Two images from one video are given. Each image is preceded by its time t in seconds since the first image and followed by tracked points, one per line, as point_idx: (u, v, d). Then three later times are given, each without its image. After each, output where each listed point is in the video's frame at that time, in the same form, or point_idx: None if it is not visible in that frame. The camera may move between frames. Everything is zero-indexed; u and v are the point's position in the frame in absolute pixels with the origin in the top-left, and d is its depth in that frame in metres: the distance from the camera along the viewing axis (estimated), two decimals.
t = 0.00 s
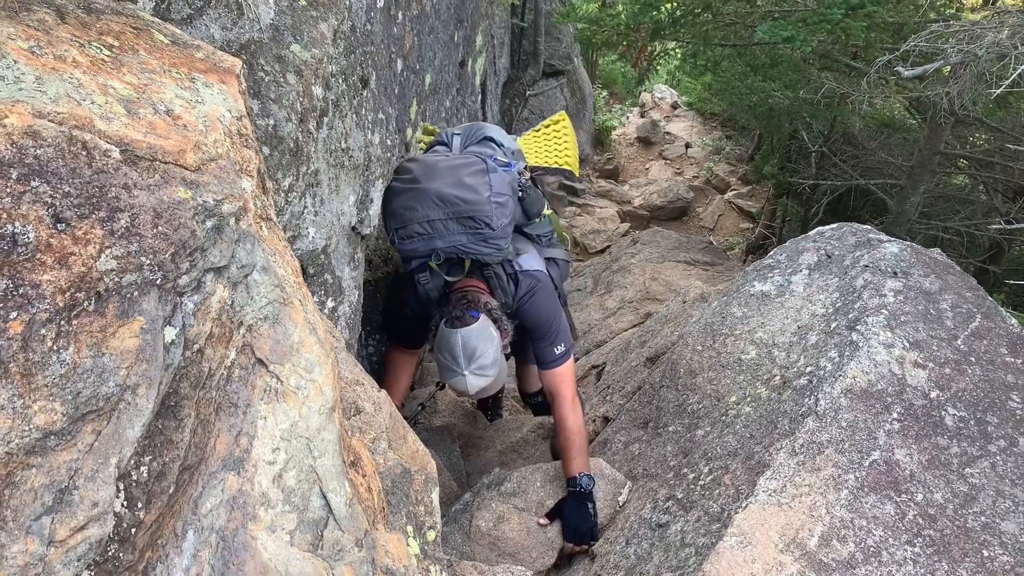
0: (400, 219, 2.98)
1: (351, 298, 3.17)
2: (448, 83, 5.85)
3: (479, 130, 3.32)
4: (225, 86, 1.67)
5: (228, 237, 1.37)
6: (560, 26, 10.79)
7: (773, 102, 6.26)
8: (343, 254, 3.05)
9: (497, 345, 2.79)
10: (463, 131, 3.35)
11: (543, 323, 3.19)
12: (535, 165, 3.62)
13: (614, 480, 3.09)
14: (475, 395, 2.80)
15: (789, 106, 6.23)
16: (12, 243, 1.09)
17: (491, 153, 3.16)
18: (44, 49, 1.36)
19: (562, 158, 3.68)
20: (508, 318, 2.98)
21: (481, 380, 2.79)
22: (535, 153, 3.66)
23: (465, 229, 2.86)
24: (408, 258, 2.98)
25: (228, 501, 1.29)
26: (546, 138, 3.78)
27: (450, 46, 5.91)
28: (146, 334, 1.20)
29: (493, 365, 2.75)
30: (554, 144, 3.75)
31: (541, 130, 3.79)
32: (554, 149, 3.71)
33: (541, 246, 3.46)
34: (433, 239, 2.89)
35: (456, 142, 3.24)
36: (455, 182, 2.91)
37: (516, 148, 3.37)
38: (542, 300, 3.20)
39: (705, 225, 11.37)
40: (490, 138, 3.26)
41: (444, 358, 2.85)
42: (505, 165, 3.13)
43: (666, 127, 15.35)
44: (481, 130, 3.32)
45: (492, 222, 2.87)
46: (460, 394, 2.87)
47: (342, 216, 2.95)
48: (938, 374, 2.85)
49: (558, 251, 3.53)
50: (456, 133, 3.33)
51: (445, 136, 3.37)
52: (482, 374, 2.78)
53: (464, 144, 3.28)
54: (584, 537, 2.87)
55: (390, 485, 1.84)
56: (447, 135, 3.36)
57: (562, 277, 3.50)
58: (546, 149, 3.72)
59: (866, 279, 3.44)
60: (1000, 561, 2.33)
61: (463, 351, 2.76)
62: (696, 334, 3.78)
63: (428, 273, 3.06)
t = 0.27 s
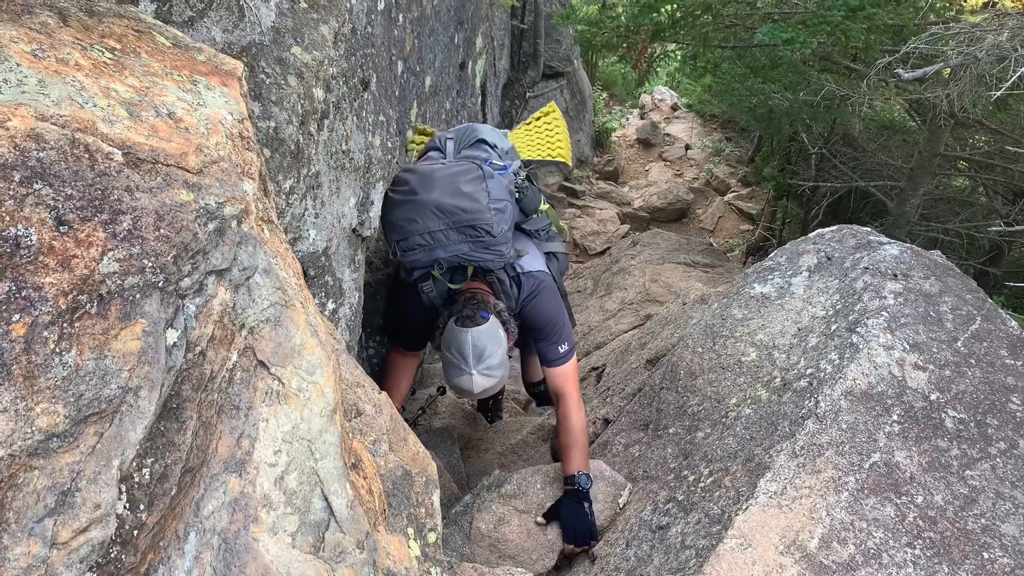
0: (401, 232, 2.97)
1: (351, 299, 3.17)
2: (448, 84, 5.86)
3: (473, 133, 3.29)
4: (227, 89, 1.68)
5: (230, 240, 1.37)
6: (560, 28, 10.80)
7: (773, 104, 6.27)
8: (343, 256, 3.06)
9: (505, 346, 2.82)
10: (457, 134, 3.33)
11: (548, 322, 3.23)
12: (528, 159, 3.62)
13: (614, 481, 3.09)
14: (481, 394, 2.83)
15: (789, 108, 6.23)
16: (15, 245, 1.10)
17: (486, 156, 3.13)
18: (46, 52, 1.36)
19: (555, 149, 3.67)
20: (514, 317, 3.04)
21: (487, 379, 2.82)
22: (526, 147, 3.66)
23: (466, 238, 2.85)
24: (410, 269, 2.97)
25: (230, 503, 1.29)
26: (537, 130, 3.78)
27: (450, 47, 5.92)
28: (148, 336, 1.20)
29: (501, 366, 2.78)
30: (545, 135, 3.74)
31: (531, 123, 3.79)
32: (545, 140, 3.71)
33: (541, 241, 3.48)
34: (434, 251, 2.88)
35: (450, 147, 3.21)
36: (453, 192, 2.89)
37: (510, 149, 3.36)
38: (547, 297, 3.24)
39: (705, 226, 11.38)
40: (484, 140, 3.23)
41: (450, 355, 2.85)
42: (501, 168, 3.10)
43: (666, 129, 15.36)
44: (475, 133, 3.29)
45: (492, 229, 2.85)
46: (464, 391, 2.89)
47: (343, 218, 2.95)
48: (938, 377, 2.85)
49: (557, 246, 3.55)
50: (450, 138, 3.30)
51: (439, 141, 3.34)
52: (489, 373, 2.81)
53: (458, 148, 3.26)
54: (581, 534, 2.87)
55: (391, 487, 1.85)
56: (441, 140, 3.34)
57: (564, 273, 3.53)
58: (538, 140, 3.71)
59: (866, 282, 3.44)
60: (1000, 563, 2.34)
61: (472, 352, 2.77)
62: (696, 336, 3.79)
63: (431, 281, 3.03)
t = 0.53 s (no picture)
0: (416, 235, 2.96)
1: (351, 300, 3.17)
2: (448, 85, 5.85)
3: (484, 142, 3.33)
4: (227, 89, 1.67)
5: (230, 240, 1.37)
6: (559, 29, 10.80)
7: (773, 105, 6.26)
8: (343, 256, 3.05)
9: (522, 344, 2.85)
10: (467, 143, 3.36)
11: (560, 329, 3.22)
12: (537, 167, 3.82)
13: (614, 482, 3.10)
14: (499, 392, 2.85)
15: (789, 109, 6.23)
16: (14, 245, 1.09)
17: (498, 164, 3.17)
18: (46, 51, 1.36)
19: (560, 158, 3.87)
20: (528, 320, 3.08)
21: (506, 377, 2.84)
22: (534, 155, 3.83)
23: (482, 241, 2.85)
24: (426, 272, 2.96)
25: (229, 503, 1.29)
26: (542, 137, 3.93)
27: (450, 48, 5.91)
28: (148, 336, 1.21)
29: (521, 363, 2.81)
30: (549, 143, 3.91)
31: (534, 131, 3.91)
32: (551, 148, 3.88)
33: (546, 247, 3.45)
34: (450, 254, 2.88)
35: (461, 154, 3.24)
36: (469, 196, 2.90)
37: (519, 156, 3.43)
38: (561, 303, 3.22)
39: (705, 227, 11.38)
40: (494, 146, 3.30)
41: (468, 353, 2.87)
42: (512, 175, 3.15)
43: (666, 129, 15.37)
44: (486, 142, 3.33)
45: (509, 232, 2.86)
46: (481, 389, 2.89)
47: (343, 218, 2.95)
48: (938, 377, 2.85)
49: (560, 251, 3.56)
50: (461, 146, 3.32)
51: (449, 148, 3.36)
52: (508, 371, 2.83)
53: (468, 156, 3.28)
54: (581, 536, 2.88)
55: (391, 487, 1.85)
56: (451, 147, 3.36)
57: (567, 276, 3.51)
58: (543, 147, 3.91)
59: (866, 283, 3.44)
60: (1000, 564, 2.34)
61: (492, 349, 2.79)
62: (696, 336, 3.79)
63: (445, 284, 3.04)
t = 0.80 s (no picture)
0: (431, 242, 2.67)
1: (350, 299, 3.18)
2: (447, 85, 5.85)
3: (497, 135, 3.04)
4: (226, 88, 1.67)
5: (228, 240, 1.37)
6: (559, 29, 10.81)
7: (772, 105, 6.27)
8: (342, 256, 3.05)
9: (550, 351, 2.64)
10: (478, 135, 3.06)
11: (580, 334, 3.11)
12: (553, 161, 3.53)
13: (614, 481, 3.09)
14: (528, 404, 2.64)
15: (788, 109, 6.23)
16: (14, 244, 1.10)
17: (514, 159, 2.90)
18: (45, 50, 1.36)
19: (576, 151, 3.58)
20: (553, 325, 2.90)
21: (535, 388, 2.64)
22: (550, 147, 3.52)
23: (505, 247, 2.59)
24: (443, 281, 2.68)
25: (227, 503, 1.26)
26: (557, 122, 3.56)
27: (449, 47, 5.92)
28: (146, 336, 1.21)
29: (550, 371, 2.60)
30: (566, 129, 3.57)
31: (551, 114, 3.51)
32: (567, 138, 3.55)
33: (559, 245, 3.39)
34: (471, 261, 2.60)
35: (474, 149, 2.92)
36: (488, 197, 2.62)
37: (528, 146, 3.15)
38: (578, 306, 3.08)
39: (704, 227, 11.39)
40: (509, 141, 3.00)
41: (492, 363, 2.65)
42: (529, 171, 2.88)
43: (665, 129, 15.38)
44: (499, 133, 3.04)
45: (533, 237, 2.62)
46: (507, 401, 2.69)
47: (342, 217, 2.95)
48: (937, 377, 2.86)
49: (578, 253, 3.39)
50: (473, 139, 3.01)
51: (459, 142, 3.05)
52: (536, 380, 2.63)
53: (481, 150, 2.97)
54: (579, 537, 2.88)
55: (390, 486, 1.85)
56: (462, 140, 3.05)
57: (587, 275, 3.36)
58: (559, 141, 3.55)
59: (865, 282, 3.45)
60: (998, 563, 2.33)
61: (519, 358, 2.58)
62: (695, 336, 3.80)
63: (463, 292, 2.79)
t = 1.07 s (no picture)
0: (458, 246, 2.48)
1: (350, 298, 3.17)
2: (447, 83, 5.85)
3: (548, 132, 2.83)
4: (225, 87, 1.66)
5: (228, 239, 1.37)
6: (558, 28, 10.80)
7: (771, 104, 6.27)
8: (341, 255, 3.05)
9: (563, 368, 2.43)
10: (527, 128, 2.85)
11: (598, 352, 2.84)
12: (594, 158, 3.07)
13: (614, 480, 3.14)
14: (537, 425, 2.41)
15: (788, 108, 6.24)
16: (13, 244, 1.10)
17: (564, 166, 2.69)
18: (44, 49, 1.36)
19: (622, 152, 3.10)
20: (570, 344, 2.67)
21: (546, 408, 2.41)
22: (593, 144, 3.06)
23: (538, 267, 2.40)
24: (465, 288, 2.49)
25: (227, 503, 1.26)
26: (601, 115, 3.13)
27: (449, 46, 5.91)
28: (145, 335, 1.20)
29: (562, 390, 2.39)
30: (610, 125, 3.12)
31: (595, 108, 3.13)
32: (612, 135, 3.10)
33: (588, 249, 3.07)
34: (498, 275, 2.41)
35: (522, 145, 2.69)
36: (529, 211, 2.43)
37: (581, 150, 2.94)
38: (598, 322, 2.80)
39: (704, 226, 11.39)
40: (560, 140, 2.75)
41: (501, 379, 2.44)
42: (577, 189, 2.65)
43: (665, 128, 15.36)
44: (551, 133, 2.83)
45: (569, 262, 2.42)
46: (515, 422, 2.47)
47: (341, 216, 2.95)
48: (937, 376, 2.86)
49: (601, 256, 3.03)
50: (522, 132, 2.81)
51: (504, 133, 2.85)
52: (548, 400, 2.41)
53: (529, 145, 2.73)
54: (579, 538, 2.90)
55: (389, 486, 1.85)
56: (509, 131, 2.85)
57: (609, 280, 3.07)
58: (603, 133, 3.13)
59: (864, 281, 3.46)
60: (998, 562, 2.33)
61: (530, 373, 2.37)
62: (694, 335, 3.82)
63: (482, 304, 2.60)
